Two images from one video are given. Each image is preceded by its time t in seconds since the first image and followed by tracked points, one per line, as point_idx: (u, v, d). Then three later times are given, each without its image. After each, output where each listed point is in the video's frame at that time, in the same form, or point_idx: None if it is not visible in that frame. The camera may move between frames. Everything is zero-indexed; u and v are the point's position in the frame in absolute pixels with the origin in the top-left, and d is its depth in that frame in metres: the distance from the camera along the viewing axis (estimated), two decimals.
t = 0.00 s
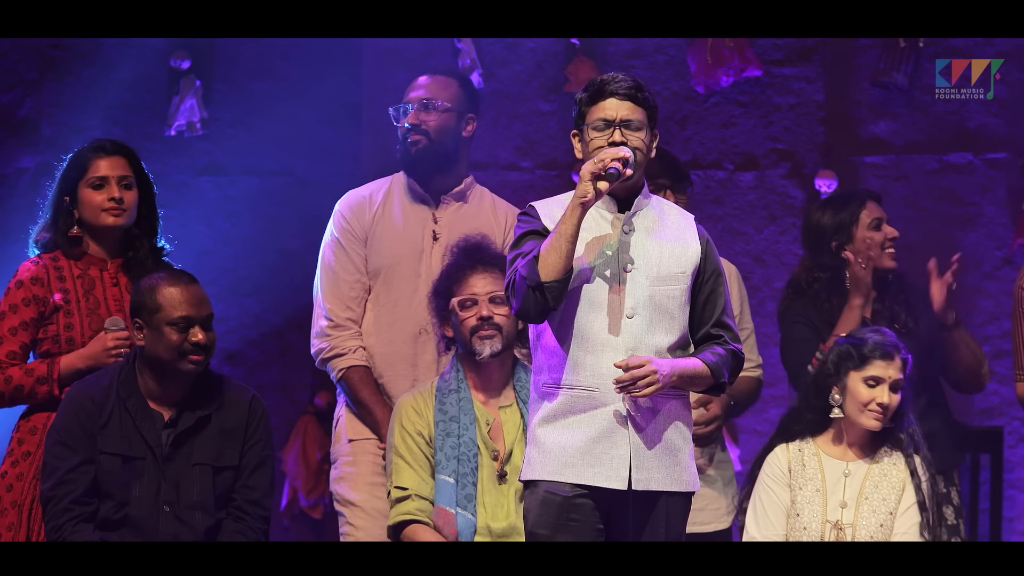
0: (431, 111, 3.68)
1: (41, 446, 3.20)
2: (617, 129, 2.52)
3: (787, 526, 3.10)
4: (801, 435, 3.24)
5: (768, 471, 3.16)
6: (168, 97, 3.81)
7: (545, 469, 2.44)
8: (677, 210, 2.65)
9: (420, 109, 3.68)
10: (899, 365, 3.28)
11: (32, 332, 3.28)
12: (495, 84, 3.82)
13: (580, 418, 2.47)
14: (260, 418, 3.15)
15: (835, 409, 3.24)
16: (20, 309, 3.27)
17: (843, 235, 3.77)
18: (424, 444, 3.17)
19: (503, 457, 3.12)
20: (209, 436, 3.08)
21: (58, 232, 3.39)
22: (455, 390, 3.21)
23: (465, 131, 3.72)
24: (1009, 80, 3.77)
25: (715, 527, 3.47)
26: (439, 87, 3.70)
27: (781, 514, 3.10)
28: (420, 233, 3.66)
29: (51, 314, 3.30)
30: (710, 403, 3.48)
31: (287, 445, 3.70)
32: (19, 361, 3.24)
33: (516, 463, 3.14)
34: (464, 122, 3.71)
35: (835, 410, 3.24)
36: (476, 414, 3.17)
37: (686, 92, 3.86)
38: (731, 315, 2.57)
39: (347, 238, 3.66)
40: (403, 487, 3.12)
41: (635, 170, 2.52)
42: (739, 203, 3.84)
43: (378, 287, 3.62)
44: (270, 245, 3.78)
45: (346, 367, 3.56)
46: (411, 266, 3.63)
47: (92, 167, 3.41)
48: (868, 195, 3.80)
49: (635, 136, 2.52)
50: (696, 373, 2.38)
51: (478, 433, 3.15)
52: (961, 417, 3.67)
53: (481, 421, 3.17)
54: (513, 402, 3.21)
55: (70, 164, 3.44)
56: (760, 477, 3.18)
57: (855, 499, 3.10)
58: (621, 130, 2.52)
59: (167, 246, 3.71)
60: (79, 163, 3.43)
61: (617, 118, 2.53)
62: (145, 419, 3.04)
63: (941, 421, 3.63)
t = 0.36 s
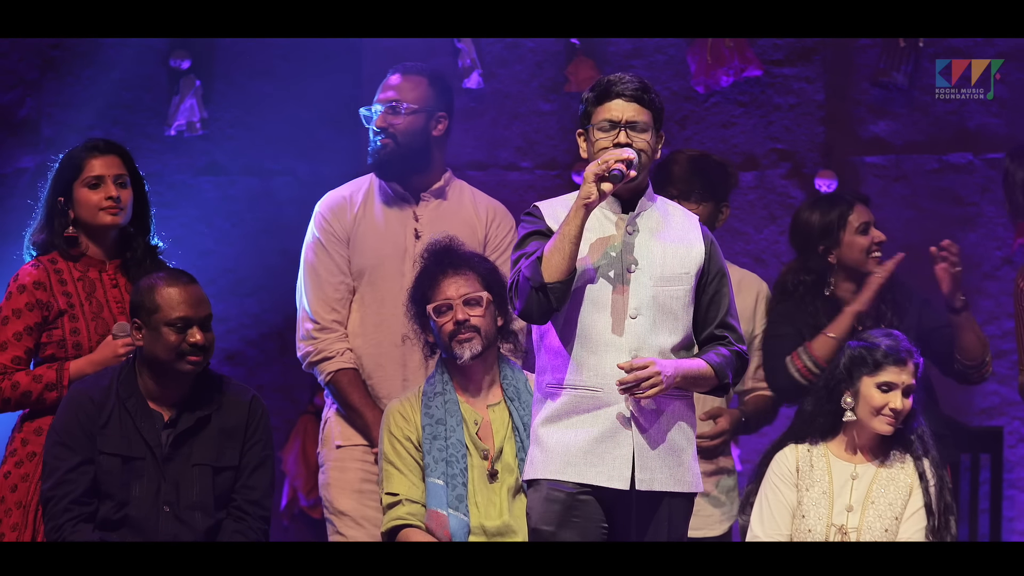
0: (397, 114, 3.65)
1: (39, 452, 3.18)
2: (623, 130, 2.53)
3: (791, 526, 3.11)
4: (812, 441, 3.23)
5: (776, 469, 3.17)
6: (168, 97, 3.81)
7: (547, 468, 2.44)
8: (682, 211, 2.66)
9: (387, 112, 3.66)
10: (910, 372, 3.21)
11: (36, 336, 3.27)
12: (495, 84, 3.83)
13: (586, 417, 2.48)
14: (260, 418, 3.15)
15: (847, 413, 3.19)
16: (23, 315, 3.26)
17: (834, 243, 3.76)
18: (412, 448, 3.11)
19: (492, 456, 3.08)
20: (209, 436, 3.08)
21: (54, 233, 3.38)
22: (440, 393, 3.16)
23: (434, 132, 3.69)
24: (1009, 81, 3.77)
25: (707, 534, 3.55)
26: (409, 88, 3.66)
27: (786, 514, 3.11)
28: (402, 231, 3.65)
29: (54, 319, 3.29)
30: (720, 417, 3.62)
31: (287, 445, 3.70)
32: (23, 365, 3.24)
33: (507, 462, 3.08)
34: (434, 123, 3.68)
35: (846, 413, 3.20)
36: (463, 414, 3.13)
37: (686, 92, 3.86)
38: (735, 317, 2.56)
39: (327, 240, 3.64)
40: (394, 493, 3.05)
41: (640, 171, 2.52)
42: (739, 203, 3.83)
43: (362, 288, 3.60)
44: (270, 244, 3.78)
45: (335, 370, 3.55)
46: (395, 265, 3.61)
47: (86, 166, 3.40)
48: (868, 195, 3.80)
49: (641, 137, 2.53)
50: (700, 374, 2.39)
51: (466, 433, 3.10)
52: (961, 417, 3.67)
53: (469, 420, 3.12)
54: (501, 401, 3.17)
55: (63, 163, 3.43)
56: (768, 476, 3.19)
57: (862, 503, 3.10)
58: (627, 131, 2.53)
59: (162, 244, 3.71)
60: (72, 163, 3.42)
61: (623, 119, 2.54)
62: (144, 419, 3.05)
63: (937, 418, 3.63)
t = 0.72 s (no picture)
0: (365, 111, 3.62)
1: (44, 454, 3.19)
2: (628, 131, 2.54)
3: (788, 526, 3.11)
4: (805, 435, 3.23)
5: (771, 470, 3.15)
6: (168, 97, 3.82)
7: (548, 467, 2.44)
8: (684, 212, 2.66)
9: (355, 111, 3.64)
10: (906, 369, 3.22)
11: (55, 340, 3.27)
12: (495, 84, 3.84)
13: (586, 418, 2.48)
14: (260, 418, 3.15)
15: (840, 407, 3.19)
16: (41, 319, 3.26)
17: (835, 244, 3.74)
18: (415, 446, 3.11)
19: (493, 456, 3.08)
20: (210, 437, 3.09)
21: (69, 235, 3.38)
22: (443, 392, 3.15)
23: (403, 128, 3.66)
24: (1009, 80, 3.76)
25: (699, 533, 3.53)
26: (377, 86, 3.65)
27: (783, 514, 3.11)
28: (377, 228, 3.61)
29: (72, 321, 3.29)
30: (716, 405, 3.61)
31: (287, 445, 3.69)
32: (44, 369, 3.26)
33: (509, 463, 3.08)
34: (403, 119, 3.66)
35: (840, 407, 3.19)
36: (465, 414, 3.13)
37: (687, 92, 3.86)
38: (737, 318, 2.56)
39: (303, 240, 3.59)
40: (396, 491, 3.05)
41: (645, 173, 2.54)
42: (739, 203, 3.85)
43: (339, 285, 3.56)
44: (270, 244, 3.79)
45: (312, 368, 3.48)
46: (371, 261, 3.58)
47: (101, 169, 3.40)
48: (868, 195, 3.80)
49: (646, 139, 2.54)
50: (701, 375, 2.39)
51: (468, 433, 3.10)
52: (961, 417, 3.66)
53: (471, 420, 3.12)
54: (502, 401, 3.18)
55: (78, 165, 3.44)
56: (763, 476, 3.18)
57: (857, 500, 3.10)
58: (632, 132, 2.54)
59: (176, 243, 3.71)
60: (87, 165, 3.42)
61: (628, 120, 2.54)
62: (145, 419, 3.05)
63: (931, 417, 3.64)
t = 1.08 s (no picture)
0: (342, 114, 3.42)
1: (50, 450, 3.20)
2: (628, 131, 2.54)
3: (789, 527, 3.10)
4: (805, 437, 3.21)
5: (771, 471, 3.15)
6: (168, 97, 3.82)
7: (550, 467, 2.44)
8: (687, 211, 2.66)
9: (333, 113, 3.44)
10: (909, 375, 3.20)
11: (85, 339, 3.21)
12: (495, 84, 3.84)
13: (587, 418, 2.49)
14: (264, 419, 3.14)
15: (840, 412, 3.19)
16: (71, 318, 3.19)
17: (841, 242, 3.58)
18: (416, 451, 3.10)
19: (497, 460, 3.07)
20: (212, 437, 3.09)
21: (102, 237, 3.32)
22: (444, 397, 3.13)
23: (382, 131, 3.46)
24: (1009, 80, 3.74)
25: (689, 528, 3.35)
26: (354, 87, 3.44)
27: (783, 515, 3.11)
28: (358, 229, 3.45)
29: (102, 320, 3.23)
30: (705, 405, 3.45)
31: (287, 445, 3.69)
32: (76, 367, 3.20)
33: (511, 466, 3.09)
34: (381, 122, 3.45)
35: (840, 411, 3.19)
36: (466, 418, 3.10)
37: (686, 92, 3.86)
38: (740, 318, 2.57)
39: (284, 241, 3.44)
40: (398, 495, 3.04)
41: (646, 171, 2.55)
42: (739, 203, 3.85)
43: (321, 288, 3.42)
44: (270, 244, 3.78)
45: (294, 373, 3.31)
46: (352, 263, 3.43)
47: (133, 169, 3.34)
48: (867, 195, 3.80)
49: (646, 138, 2.55)
50: (704, 374, 2.39)
51: (470, 437, 3.09)
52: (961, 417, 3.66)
53: (473, 425, 3.11)
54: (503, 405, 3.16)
55: (110, 165, 3.36)
56: (762, 476, 3.18)
57: (857, 502, 3.10)
58: (632, 132, 2.54)
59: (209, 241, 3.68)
60: (120, 165, 3.35)
61: (629, 120, 2.55)
62: (147, 418, 3.06)
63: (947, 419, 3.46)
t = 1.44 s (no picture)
0: (345, 112, 3.39)
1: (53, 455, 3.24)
2: (628, 129, 2.54)
3: (790, 526, 3.12)
4: (814, 438, 3.20)
5: (778, 468, 3.17)
6: (168, 97, 3.82)
7: (551, 467, 2.44)
8: (688, 211, 2.66)
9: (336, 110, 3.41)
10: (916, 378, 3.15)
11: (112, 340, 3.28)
12: (495, 84, 3.84)
13: (587, 418, 2.49)
14: (260, 419, 3.14)
15: (849, 415, 3.16)
16: (99, 319, 3.27)
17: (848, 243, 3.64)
18: (415, 451, 3.09)
19: (496, 460, 3.08)
20: (208, 436, 3.10)
21: (131, 236, 3.41)
22: (443, 397, 3.13)
23: (385, 131, 3.43)
24: (1009, 80, 3.75)
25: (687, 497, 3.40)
26: (356, 86, 3.42)
27: (787, 513, 3.12)
28: (360, 227, 3.43)
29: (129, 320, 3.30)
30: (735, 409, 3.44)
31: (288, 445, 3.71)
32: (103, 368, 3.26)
33: (510, 467, 3.09)
34: (384, 121, 3.43)
35: (848, 414, 3.16)
36: (465, 419, 3.11)
37: (686, 92, 3.85)
38: (741, 318, 2.57)
39: (285, 238, 3.41)
40: (396, 495, 3.04)
41: (646, 169, 2.54)
42: (739, 203, 3.85)
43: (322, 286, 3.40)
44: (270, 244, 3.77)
45: (293, 369, 3.27)
46: (354, 261, 3.41)
47: (162, 169, 3.42)
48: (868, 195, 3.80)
49: (646, 136, 2.55)
50: (705, 374, 2.39)
51: (468, 438, 3.09)
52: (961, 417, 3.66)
53: (472, 425, 3.11)
54: (502, 404, 3.17)
55: (139, 165, 3.45)
56: (769, 474, 3.20)
57: (862, 503, 3.10)
58: (632, 130, 2.54)
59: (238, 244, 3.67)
60: (148, 165, 3.44)
61: (629, 119, 2.54)
62: (142, 419, 3.07)
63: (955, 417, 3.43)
